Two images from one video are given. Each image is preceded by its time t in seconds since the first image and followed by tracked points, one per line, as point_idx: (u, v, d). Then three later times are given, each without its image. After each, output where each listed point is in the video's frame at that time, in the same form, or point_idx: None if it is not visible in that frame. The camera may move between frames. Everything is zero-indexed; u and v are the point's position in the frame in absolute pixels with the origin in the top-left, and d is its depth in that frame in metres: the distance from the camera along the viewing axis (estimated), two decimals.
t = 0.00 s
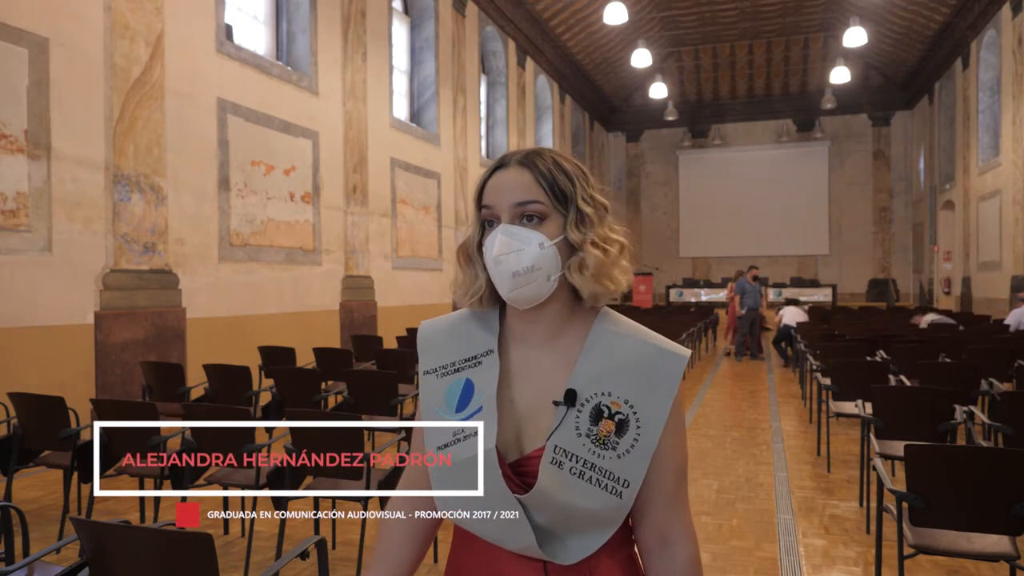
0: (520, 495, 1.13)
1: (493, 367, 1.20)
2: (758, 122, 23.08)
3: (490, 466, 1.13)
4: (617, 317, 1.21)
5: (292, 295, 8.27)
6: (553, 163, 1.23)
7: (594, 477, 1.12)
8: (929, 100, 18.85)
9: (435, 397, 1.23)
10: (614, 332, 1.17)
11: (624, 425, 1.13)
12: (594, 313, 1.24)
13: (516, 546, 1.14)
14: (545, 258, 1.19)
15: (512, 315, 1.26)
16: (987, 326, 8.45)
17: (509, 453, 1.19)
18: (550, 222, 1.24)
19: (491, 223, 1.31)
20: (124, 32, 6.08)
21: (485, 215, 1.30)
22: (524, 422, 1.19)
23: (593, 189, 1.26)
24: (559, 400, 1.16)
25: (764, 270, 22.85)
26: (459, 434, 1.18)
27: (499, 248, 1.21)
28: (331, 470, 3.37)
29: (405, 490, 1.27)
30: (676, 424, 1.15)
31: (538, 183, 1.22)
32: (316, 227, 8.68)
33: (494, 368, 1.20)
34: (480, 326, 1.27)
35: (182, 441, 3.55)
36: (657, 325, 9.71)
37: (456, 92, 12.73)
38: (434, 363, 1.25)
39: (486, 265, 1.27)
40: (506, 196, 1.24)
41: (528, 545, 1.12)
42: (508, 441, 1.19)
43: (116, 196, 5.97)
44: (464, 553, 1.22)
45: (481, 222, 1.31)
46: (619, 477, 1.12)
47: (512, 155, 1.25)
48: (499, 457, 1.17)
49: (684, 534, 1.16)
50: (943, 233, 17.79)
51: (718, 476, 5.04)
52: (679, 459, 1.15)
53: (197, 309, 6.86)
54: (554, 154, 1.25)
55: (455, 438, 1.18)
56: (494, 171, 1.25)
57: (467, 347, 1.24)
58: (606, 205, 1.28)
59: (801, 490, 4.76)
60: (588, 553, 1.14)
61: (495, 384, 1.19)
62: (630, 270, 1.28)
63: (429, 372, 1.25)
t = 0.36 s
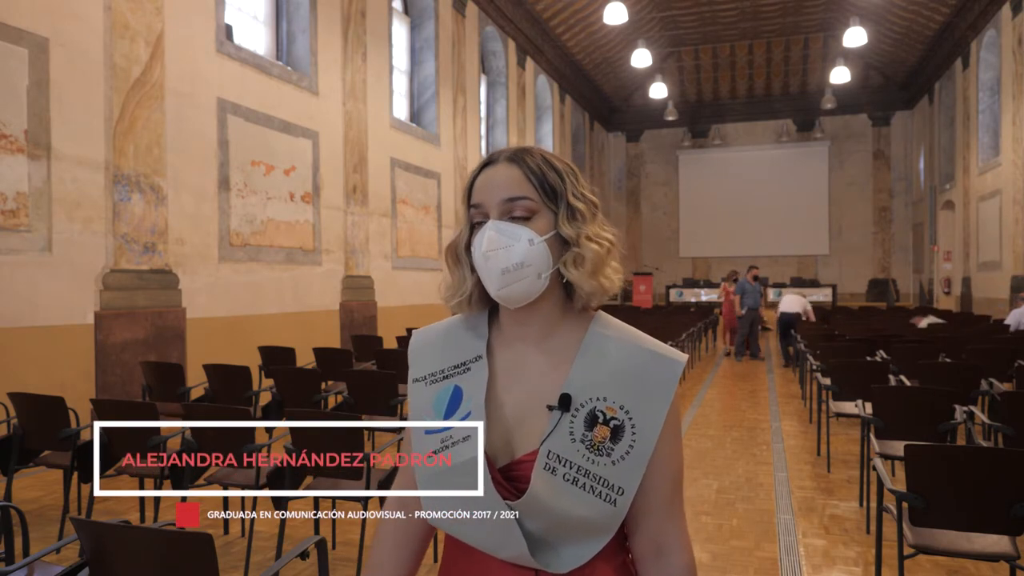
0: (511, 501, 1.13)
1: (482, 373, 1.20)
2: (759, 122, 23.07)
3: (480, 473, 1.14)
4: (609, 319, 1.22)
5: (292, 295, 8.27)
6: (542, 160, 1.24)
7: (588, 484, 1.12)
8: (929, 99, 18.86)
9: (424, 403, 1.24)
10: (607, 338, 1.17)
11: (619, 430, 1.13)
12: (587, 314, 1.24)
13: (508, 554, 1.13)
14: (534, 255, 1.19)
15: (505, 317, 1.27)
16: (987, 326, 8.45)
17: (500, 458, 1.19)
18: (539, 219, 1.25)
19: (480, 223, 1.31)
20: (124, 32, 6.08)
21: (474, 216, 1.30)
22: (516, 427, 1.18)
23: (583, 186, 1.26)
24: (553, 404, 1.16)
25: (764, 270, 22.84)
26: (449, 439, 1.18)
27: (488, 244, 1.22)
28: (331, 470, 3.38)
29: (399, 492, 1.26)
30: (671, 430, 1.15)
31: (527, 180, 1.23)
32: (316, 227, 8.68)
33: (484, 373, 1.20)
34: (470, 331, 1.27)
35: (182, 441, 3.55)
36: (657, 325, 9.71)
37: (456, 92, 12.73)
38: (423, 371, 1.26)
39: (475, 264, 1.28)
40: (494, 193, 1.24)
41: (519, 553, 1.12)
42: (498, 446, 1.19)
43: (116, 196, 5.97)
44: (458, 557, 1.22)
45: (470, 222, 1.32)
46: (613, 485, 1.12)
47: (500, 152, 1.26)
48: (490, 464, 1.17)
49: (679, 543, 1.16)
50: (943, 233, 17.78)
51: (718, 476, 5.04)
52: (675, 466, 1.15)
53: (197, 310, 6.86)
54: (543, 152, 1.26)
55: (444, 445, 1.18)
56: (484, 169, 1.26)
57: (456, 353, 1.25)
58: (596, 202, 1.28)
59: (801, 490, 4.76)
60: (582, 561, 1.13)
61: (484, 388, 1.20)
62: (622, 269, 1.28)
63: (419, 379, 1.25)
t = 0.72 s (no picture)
0: (505, 499, 1.13)
1: (476, 369, 1.21)
2: (758, 122, 23.08)
3: (475, 469, 1.14)
4: (606, 316, 1.22)
5: (292, 295, 8.27)
6: (540, 158, 1.26)
7: (584, 483, 1.12)
8: (929, 99, 18.86)
9: (417, 400, 1.24)
10: (606, 336, 1.17)
11: (617, 429, 1.13)
12: (585, 312, 1.24)
13: (502, 553, 1.13)
14: (531, 247, 1.20)
15: (504, 312, 1.27)
16: (987, 326, 8.45)
17: (494, 456, 1.19)
18: (537, 212, 1.25)
19: (477, 220, 1.32)
20: (125, 33, 6.08)
21: (472, 212, 1.31)
22: (510, 423, 1.18)
23: (580, 182, 1.28)
24: (550, 400, 1.16)
25: (764, 270, 22.84)
26: (443, 436, 1.18)
27: (486, 233, 1.22)
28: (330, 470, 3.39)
29: (397, 492, 1.26)
30: (669, 431, 1.15)
31: (524, 175, 1.24)
32: (316, 227, 8.68)
33: (478, 370, 1.20)
34: (467, 328, 1.28)
35: (182, 441, 3.56)
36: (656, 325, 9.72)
37: (456, 91, 12.73)
38: (419, 366, 1.26)
39: (472, 256, 1.28)
40: (492, 188, 1.25)
41: (513, 552, 1.12)
42: (493, 444, 1.19)
43: (116, 195, 5.97)
44: (456, 558, 1.22)
45: (468, 219, 1.33)
46: (609, 484, 1.12)
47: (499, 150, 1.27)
48: (484, 461, 1.17)
49: (674, 545, 1.16)
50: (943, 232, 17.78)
51: (718, 476, 5.04)
52: (674, 464, 1.15)
53: (197, 309, 6.85)
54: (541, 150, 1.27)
55: (438, 441, 1.18)
56: (483, 165, 1.27)
57: (451, 350, 1.25)
58: (593, 199, 1.29)
59: (801, 490, 4.76)
60: (577, 560, 1.13)
61: (479, 384, 1.20)
62: (619, 266, 1.28)
63: (413, 374, 1.25)
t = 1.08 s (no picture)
0: (508, 497, 1.13)
1: (479, 369, 1.21)
2: (758, 122, 23.08)
3: (478, 468, 1.14)
4: (609, 316, 1.22)
5: (292, 295, 8.27)
6: (545, 160, 1.26)
7: (587, 481, 1.12)
8: (929, 99, 18.87)
9: (420, 399, 1.24)
10: (609, 336, 1.17)
11: (619, 428, 1.13)
12: (588, 312, 1.24)
13: (505, 551, 1.13)
14: (537, 248, 1.20)
15: (507, 313, 1.28)
16: (987, 326, 8.44)
17: (497, 454, 1.19)
18: (542, 213, 1.25)
19: (482, 222, 1.32)
20: (125, 33, 6.08)
21: (477, 214, 1.31)
22: (513, 423, 1.18)
23: (584, 183, 1.28)
24: (553, 399, 1.16)
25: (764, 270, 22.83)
26: (446, 435, 1.18)
27: (491, 235, 1.23)
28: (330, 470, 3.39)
29: (400, 492, 1.26)
30: (671, 430, 1.15)
31: (529, 176, 1.24)
32: (316, 227, 8.69)
33: (481, 370, 1.21)
34: (471, 329, 1.28)
35: (182, 441, 3.55)
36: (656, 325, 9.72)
37: (456, 91, 12.72)
38: (422, 367, 1.26)
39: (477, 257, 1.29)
40: (497, 190, 1.25)
41: (516, 550, 1.12)
42: (496, 442, 1.19)
43: (116, 195, 5.97)
44: (458, 558, 1.22)
45: (473, 221, 1.33)
46: (612, 482, 1.12)
47: (504, 151, 1.27)
48: (487, 458, 1.17)
49: (675, 546, 1.15)
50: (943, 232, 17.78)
51: (718, 476, 5.04)
52: (675, 463, 1.15)
53: (197, 309, 6.86)
54: (547, 152, 1.27)
55: (441, 440, 1.18)
56: (487, 166, 1.27)
57: (455, 349, 1.25)
58: (597, 201, 1.29)
59: (801, 490, 4.76)
60: (577, 560, 1.13)
61: (482, 384, 1.20)
62: (623, 266, 1.28)
63: (417, 375, 1.25)
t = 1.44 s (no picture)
0: (513, 494, 1.13)
1: (483, 369, 1.21)
2: (758, 121, 23.07)
3: (481, 466, 1.14)
4: (611, 315, 1.22)
5: (292, 295, 8.27)
6: (549, 161, 1.25)
7: (591, 477, 1.12)
8: (929, 99, 18.87)
9: (425, 398, 1.24)
10: (611, 333, 1.17)
11: (620, 424, 1.13)
12: (590, 310, 1.24)
13: (510, 547, 1.13)
14: (541, 249, 1.20)
15: (510, 312, 1.28)
16: (987, 326, 8.44)
17: (502, 451, 1.19)
18: (547, 215, 1.25)
19: (487, 221, 1.32)
20: (125, 32, 6.08)
21: (481, 213, 1.31)
22: (516, 421, 1.18)
23: (587, 186, 1.28)
24: (555, 397, 1.16)
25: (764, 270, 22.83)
26: (450, 434, 1.18)
27: (497, 235, 1.22)
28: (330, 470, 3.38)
29: (403, 492, 1.26)
30: (672, 426, 1.15)
31: (533, 177, 1.24)
32: (316, 227, 8.68)
33: (485, 369, 1.21)
34: (473, 327, 1.28)
35: (182, 441, 3.55)
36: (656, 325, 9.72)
37: (456, 91, 12.72)
38: (425, 367, 1.26)
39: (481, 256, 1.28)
40: (503, 190, 1.25)
41: (521, 546, 1.12)
42: (500, 439, 1.19)
43: (116, 195, 5.97)
44: (463, 557, 1.22)
45: (477, 219, 1.33)
46: (614, 477, 1.12)
47: (508, 151, 1.27)
48: (490, 455, 1.17)
49: (677, 540, 1.16)
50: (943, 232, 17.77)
51: (718, 476, 5.04)
52: (676, 458, 1.16)
53: (197, 309, 6.86)
54: (551, 153, 1.27)
55: (445, 438, 1.18)
56: (492, 167, 1.27)
57: (458, 348, 1.25)
58: (601, 202, 1.29)
59: (801, 490, 4.76)
60: (582, 554, 1.13)
61: (486, 382, 1.20)
62: (625, 267, 1.29)
63: (420, 374, 1.25)
